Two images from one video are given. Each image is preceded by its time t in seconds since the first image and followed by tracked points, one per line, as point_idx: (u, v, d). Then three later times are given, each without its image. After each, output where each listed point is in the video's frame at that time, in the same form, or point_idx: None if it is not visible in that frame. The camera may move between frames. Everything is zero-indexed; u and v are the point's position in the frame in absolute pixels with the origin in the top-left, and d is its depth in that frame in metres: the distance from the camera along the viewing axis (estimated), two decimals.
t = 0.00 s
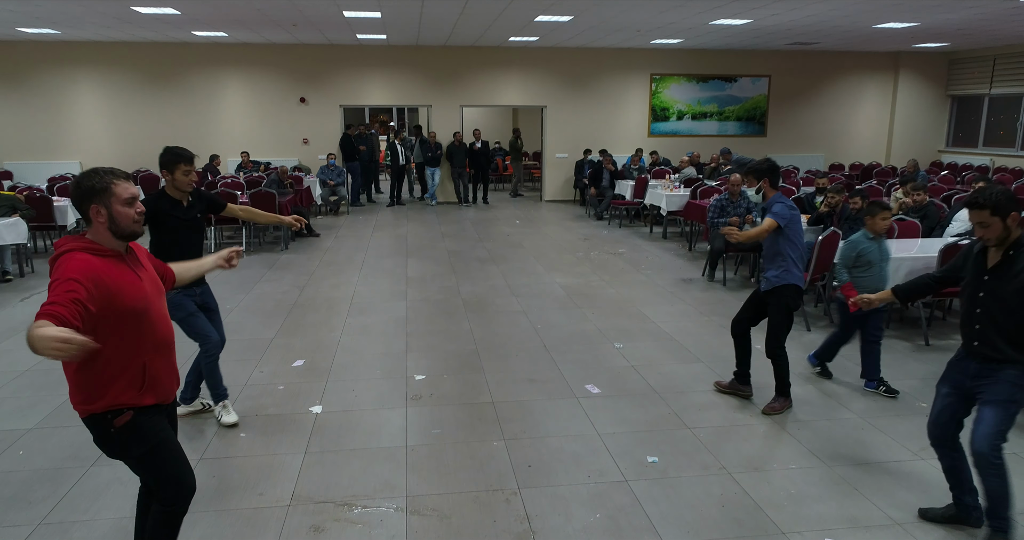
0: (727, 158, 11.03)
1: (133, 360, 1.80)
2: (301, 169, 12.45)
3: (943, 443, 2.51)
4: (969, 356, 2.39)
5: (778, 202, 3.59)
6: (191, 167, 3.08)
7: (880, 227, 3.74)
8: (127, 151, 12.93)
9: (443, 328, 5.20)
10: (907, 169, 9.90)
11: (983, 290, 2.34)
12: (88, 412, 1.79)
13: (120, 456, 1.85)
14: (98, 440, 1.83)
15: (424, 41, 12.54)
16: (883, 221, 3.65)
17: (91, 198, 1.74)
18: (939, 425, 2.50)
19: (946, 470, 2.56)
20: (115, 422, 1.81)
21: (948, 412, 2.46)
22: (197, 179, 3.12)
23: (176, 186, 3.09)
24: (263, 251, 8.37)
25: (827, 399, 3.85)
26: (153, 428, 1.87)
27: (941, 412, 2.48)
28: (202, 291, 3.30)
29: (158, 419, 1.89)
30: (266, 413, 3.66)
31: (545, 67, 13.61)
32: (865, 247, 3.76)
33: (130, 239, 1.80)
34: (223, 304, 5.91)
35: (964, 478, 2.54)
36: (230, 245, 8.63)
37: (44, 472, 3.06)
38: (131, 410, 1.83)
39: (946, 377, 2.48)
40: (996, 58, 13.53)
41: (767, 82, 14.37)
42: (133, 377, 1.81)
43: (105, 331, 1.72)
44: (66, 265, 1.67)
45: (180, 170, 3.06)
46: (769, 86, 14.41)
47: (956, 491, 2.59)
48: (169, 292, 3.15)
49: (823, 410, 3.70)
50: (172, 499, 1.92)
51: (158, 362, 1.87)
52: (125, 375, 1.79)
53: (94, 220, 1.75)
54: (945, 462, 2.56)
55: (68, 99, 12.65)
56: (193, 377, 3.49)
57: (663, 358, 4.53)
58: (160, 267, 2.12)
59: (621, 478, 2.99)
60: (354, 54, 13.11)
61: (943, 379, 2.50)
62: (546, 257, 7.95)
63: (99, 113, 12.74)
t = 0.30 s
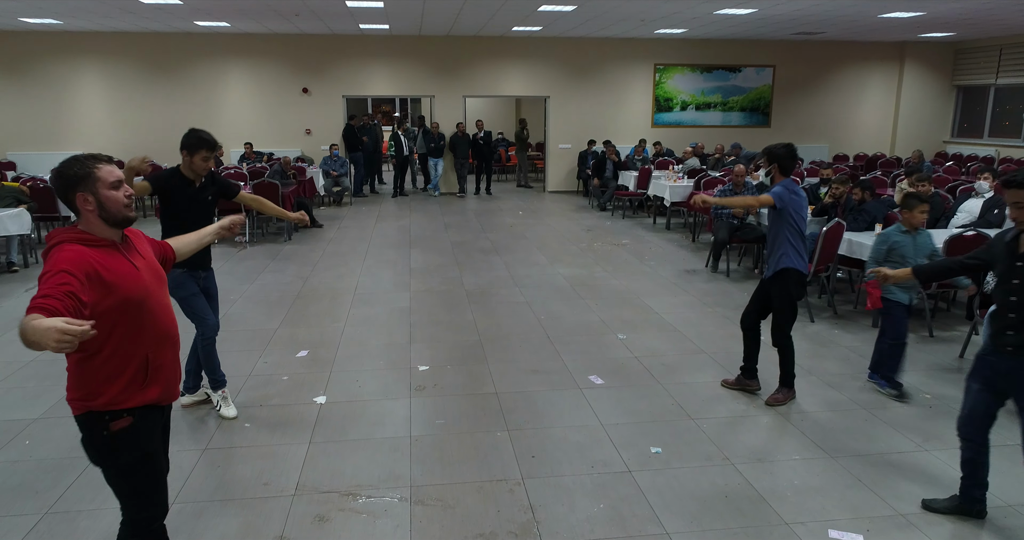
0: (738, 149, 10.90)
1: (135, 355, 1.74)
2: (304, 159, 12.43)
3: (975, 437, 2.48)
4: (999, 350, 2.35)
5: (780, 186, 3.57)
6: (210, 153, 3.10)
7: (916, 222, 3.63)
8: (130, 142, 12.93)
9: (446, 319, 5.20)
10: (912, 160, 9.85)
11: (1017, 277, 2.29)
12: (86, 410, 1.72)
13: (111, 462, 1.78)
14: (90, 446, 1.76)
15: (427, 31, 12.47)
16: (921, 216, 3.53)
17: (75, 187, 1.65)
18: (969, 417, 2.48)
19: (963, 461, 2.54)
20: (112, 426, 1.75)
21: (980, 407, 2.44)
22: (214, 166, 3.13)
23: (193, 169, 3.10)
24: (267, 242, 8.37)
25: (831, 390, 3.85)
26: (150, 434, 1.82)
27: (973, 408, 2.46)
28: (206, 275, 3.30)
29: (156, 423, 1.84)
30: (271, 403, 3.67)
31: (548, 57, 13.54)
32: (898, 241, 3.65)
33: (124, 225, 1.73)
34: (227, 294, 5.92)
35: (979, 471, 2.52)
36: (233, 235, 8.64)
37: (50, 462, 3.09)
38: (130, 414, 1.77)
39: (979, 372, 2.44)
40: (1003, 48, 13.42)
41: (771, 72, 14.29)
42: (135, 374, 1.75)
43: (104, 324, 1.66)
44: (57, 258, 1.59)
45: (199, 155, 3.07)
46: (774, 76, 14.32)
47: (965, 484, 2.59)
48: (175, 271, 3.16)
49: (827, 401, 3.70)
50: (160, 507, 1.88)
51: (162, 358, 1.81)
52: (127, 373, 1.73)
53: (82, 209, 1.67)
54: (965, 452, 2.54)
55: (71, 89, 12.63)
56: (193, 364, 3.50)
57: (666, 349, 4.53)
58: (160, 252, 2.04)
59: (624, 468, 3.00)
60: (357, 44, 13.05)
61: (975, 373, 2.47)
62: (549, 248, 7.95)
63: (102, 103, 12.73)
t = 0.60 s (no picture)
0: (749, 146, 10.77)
1: (132, 363, 1.65)
2: (307, 155, 12.43)
3: (992, 444, 2.45)
4: None
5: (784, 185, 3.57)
6: (223, 156, 3.09)
7: (956, 228, 3.36)
8: (133, 138, 12.94)
9: (449, 315, 5.21)
10: (916, 155, 9.82)
11: None
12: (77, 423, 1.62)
13: (110, 477, 1.68)
14: (86, 461, 1.64)
15: (429, 26, 12.45)
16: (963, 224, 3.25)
17: (63, 187, 1.58)
18: (987, 424, 2.46)
19: (975, 468, 2.52)
20: (113, 439, 1.65)
21: (1004, 421, 2.41)
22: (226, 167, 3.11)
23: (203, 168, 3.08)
24: (270, 238, 8.38)
25: (834, 387, 3.85)
26: (153, 446, 1.73)
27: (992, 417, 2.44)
28: (216, 275, 3.30)
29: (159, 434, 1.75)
30: (275, 398, 3.68)
31: (551, 53, 13.50)
32: (938, 252, 3.38)
33: (116, 229, 1.65)
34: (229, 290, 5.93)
35: (991, 476, 2.50)
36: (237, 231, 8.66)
37: (53, 457, 3.10)
38: (132, 426, 1.68)
39: (1011, 381, 2.40)
40: (1008, 43, 13.35)
41: (775, 67, 14.23)
42: (134, 382, 1.66)
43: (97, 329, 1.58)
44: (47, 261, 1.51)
45: (212, 156, 3.05)
46: (777, 72, 14.27)
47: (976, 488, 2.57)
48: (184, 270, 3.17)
49: (830, 398, 3.70)
50: (158, 523, 1.79)
51: (161, 365, 1.73)
52: (124, 381, 1.65)
53: (71, 212, 1.60)
54: (978, 459, 2.51)
55: (74, 85, 12.64)
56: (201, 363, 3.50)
57: (669, 345, 4.54)
58: (157, 264, 1.93)
59: (627, 464, 3.00)
60: (360, 40, 13.03)
61: (1008, 382, 2.42)
62: (552, 244, 7.94)
63: (104, 99, 12.74)
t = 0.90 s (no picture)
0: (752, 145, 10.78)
1: (126, 365, 1.65)
2: (310, 155, 12.45)
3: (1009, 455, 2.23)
4: None
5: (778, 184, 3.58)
6: (234, 147, 3.13)
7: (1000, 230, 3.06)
8: (136, 138, 12.97)
9: (452, 314, 5.20)
10: (919, 155, 9.79)
11: None
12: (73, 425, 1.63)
13: (106, 482, 1.68)
14: (80, 467, 1.65)
15: (432, 26, 12.46)
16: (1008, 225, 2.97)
17: (60, 187, 1.59)
18: (1006, 434, 2.24)
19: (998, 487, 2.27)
20: (105, 445, 1.65)
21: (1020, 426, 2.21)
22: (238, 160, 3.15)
23: (216, 163, 3.11)
24: (273, 238, 8.40)
25: (837, 386, 3.84)
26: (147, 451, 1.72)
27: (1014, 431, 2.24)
28: (231, 280, 3.31)
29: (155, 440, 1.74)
30: (278, 398, 3.69)
31: (554, 53, 13.49)
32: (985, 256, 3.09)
33: (112, 227, 1.66)
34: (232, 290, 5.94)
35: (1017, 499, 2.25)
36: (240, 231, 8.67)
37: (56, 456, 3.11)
38: (124, 431, 1.67)
39: None
40: (1012, 43, 13.31)
41: (778, 67, 14.22)
42: (127, 385, 1.66)
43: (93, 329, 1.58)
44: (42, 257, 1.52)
45: (224, 149, 3.09)
46: (780, 72, 14.25)
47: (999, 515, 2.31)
48: (199, 274, 3.15)
49: (832, 397, 3.69)
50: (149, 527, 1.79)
51: (155, 369, 1.72)
52: (118, 383, 1.64)
53: (68, 210, 1.60)
54: (1000, 478, 2.27)
55: (78, 85, 12.67)
56: (208, 362, 3.53)
57: (672, 345, 4.54)
58: (156, 265, 1.94)
59: (630, 464, 3.00)
60: (363, 40, 13.04)
61: None
62: (554, 244, 7.94)
63: (109, 99, 12.78)
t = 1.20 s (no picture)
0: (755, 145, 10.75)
1: (128, 361, 1.66)
2: (313, 154, 12.45)
3: None
4: None
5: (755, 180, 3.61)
6: (252, 146, 3.16)
7: None
8: (139, 137, 13.00)
9: (454, 314, 5.22)
10: (922, 155, 9.77)
11: None
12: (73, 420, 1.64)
13: (107, 479, 1.69)
14: (80, 464, 1.66)
15: (434, 26, 12.46)
16: None
17: (66, 183, 1.60)
18: None
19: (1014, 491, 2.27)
20: (104, 442, 1.65)
21: None
22: (257, 159, 3.18)
23: (235, 163, 3.13)
24: (275, 238, 8.42)
25: (839, 386, 3.84)
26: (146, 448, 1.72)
27: None
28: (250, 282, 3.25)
29: (155, 436, 1.75)
30: (280, 397, 3.70)
31: (556, 52, 13.49)
32: None
33: (117, 225, 1.67)
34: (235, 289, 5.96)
35: None
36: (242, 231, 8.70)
37: (59, 455, 3.11)
38: (123, 429, 1.67)
39: None
40: (1015, 42, 13.28)
41: (780, 67, 14.20)
42: (129, 382, 1.66)
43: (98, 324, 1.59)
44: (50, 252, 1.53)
45: (243, 149, 3.13)
46: (782, 72, 14.24)
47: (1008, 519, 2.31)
48: (230, 281, 3.14)
49: (835, 397, 3.69)
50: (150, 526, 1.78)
51: (157, 366, 1.73)
52: (121, 379, 1.65)
53: (73, 206, 1.61)
54: (1017, 482, 2.28)
55: (81, 85, 12.70)
56: (224, 362, 3.54)
57: (673, 344, 4.55)
58: (159, 260, 1.94)
59: (631, 464, 3.00)
60: (364, 40, 13.05)
61: None
62: (556, 244, 7.95)
63: (111, 99, 12.80)
